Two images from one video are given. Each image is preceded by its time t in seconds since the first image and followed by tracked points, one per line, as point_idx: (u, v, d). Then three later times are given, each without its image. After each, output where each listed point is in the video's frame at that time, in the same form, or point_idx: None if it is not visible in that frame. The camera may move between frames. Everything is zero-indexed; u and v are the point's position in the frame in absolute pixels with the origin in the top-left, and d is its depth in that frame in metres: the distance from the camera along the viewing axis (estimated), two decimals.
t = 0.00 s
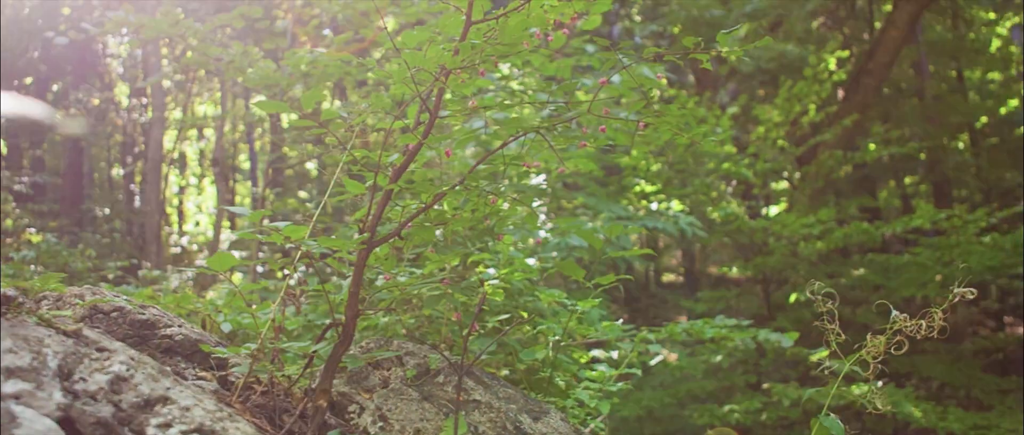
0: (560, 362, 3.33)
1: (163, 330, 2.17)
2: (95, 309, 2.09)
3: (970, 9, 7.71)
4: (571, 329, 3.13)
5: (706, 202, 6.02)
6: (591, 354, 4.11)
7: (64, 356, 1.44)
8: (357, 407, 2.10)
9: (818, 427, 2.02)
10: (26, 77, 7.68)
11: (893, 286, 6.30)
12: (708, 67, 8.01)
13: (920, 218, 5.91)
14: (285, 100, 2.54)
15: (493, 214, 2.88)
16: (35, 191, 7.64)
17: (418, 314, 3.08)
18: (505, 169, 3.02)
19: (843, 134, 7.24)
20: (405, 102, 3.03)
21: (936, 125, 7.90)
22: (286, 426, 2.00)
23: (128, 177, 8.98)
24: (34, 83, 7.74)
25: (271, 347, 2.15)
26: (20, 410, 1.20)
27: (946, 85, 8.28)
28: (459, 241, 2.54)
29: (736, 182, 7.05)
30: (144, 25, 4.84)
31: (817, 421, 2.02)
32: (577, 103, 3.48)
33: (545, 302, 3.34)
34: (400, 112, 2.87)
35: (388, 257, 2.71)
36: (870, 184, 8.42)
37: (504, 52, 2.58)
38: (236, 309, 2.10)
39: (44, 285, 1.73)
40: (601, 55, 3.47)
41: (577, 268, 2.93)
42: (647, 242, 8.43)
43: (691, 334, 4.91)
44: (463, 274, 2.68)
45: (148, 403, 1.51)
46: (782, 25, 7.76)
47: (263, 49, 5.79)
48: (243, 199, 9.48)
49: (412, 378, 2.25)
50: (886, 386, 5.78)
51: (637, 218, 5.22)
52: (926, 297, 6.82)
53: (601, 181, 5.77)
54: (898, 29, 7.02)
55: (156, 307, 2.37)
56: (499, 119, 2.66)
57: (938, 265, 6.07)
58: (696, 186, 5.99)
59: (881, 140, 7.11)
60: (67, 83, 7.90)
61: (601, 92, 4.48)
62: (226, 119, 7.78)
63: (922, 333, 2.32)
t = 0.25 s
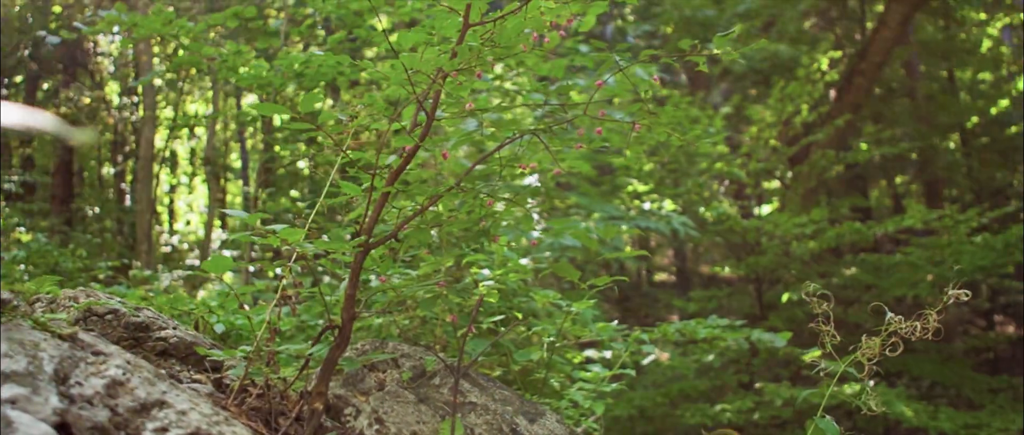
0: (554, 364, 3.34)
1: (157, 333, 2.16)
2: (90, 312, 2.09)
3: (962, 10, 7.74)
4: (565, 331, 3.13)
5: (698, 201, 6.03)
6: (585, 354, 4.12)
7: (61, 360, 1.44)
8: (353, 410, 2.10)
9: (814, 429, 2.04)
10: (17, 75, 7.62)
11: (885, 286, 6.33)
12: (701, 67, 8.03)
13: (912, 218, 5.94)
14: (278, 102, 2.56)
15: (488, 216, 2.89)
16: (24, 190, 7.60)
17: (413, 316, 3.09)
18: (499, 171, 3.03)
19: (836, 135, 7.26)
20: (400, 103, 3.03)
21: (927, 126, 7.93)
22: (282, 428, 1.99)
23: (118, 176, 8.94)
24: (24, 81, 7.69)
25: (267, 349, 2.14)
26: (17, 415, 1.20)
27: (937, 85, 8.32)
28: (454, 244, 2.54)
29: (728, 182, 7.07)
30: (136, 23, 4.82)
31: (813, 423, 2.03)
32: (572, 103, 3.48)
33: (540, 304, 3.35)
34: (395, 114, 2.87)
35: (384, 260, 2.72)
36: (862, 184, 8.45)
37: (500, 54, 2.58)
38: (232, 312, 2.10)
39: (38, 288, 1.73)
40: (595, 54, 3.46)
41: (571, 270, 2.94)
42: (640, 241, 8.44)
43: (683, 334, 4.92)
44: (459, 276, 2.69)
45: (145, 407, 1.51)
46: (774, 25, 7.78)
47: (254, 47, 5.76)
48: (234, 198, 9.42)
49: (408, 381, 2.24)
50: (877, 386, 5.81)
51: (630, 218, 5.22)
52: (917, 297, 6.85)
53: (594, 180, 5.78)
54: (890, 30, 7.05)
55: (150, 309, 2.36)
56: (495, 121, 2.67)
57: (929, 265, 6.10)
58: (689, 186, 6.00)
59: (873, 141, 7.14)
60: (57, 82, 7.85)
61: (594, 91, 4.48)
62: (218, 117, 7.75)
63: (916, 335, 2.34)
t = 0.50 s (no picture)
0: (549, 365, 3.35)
1: (153, 334, 2.14)
2: (85, 314, 2.08)
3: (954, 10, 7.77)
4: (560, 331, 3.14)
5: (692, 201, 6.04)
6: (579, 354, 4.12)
7: (56, 363, 1.43)
8: (350, 412, 2.10)
9: (810, 429, 2.04)
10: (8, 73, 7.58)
11: (878, 285, 6.36)
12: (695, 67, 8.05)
13: (904, 218, 5.96)
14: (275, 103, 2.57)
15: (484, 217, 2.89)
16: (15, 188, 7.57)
17: (408, 317, 3.09)
18: (496, 172, 3.03)
19: (829, 134, 7.29)
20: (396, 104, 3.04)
21: (919, 126, 7.97)
22: (278, 431, 1.99)
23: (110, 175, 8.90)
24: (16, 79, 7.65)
25: (263, 351, 2.14)
26: (12, 420, 1.20)
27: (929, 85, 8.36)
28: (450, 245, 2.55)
29: (721, 181, 7.09)
30: (129, 22, 4.80)
31: (809, 423, 2.04)
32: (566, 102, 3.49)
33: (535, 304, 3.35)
34: (392, 115, 2.88)
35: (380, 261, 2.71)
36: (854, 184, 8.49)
37: (497, 55, 2.58)
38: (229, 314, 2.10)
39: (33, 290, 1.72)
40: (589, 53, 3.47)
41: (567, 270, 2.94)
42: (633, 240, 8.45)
43: (677, 334, 4.94)
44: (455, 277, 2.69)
45: (140, 410, 1.51)
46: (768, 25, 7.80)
47: (248, 46, 5.74)
48: (227, 197, 9.38)
49: (404, 382, 2.24)
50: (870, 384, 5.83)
51: (623, 217, 5.23)
52: (910, 296, 6.89)
53: (588, 180, 5.78)
54: (883, 29, 7.07)
55: (145, 311, 2.35)
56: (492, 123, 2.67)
57: (922, 264, 6.13)
58: (683, 185, 6.01)
59: (866, 140, 7.17)
60: (49, 80, 7.80)
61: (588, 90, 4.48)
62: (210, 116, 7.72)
63: (912, 336, 2.35)
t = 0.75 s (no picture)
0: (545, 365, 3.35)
1: (149, 336, 2.14)
2: (81, 316, 2.07)
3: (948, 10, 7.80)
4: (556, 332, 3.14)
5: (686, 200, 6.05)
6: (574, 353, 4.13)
7: (54, 367, 1.43)
8: (347, 414, 2.10)
9: (807, 430, 2.05)
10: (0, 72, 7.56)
11: (872, 284, 6.38)
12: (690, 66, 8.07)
13: (898, 217, 5.98)
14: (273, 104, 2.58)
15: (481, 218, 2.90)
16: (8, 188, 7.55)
17: (405, 317, 3.09)
18: (492, 173, 3.03)
19: (823, 133, 7.31)
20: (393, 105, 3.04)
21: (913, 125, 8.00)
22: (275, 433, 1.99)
23: (103, 174, 8.88)
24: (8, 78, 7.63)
25: (259, 353, 2.14)
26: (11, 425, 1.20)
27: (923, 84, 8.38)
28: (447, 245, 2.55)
29: (715, 180, 7.11)
30: (123, 20, 4.78)
31: (806, 425, 2.05)
32: (562, 101, 3.49)
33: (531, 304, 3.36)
34: (388, 115, 2.88)
35: (376, 262, 2.71)
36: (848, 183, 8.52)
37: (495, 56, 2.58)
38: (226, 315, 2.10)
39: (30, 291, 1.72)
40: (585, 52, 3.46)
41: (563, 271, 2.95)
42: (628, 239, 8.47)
43: (671, 333, 4.95)
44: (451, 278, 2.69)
45: (138, 414, 1.51)
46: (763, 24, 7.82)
47: (242, 44, 5.71)
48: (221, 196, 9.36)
49: (401, 384, 2.25)
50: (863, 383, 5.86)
51: (618, 216, 5.24)
52: (903, 295, 6.91)
53: (583, 179, 5.79)
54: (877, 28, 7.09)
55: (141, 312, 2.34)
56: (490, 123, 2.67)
57: (915, 263, 6.15)
58: (677, 184, 6.02)
59: (860, 140, 7.19)
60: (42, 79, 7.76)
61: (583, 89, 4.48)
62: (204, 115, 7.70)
63: (907, 336, 2.36)
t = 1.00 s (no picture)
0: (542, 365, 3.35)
1: (146, 337, 2.14)
2: (77, 317, 2.07)
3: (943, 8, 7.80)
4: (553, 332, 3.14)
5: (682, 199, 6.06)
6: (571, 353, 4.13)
7: (51, 370, 1.43)
8: (344, 416, 2.10)
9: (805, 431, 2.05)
10: None
11: (867, 283, 6.39)
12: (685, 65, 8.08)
13: (893, 216, 6.00)
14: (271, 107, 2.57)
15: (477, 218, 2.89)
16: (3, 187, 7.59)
17: (402, 318, 3.09)
18: (489, 173, 3.03)
19: (818, 132, 7.32)
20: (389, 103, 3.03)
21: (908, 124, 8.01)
22: None
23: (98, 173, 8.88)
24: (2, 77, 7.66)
25: (257, 355, 2.14)
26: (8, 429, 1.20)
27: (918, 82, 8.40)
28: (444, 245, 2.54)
29: (711, 179, 7.12)
30: (116, 19, 4.77)
31: (804, 426, 2.05)
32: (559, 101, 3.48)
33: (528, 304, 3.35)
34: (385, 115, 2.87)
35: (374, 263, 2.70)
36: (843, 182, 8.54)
37: (491, 58, 2.58)
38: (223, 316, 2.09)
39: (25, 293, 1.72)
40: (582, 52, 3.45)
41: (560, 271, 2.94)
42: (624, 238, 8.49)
43: (667, 332, 4.95)
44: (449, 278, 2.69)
45: (135, 416, 1.51)
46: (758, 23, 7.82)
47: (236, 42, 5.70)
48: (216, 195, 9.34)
49: (399, 385, 2.25)
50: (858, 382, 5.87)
51: (613, 215, 5.24)
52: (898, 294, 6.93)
53: (578, 178, 5.80)
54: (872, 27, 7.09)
55: (137, 313, 2.34)
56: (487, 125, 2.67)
57: (910, 262, 6.16)
58: (672, 183, 6.02)
59: (855, 139, 7.20)
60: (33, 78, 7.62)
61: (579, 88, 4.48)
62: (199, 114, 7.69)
63: (906, 338, 2.35)
